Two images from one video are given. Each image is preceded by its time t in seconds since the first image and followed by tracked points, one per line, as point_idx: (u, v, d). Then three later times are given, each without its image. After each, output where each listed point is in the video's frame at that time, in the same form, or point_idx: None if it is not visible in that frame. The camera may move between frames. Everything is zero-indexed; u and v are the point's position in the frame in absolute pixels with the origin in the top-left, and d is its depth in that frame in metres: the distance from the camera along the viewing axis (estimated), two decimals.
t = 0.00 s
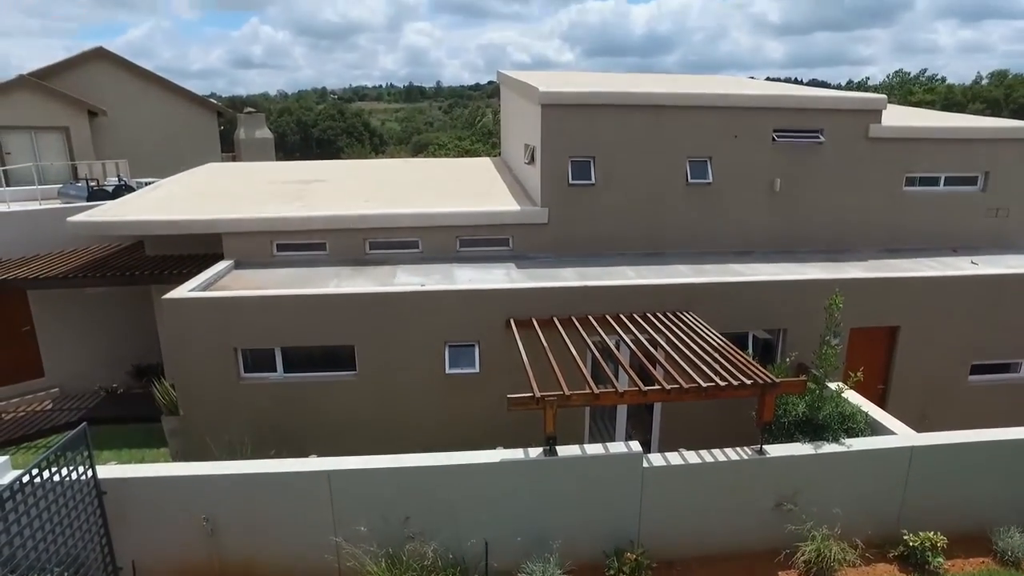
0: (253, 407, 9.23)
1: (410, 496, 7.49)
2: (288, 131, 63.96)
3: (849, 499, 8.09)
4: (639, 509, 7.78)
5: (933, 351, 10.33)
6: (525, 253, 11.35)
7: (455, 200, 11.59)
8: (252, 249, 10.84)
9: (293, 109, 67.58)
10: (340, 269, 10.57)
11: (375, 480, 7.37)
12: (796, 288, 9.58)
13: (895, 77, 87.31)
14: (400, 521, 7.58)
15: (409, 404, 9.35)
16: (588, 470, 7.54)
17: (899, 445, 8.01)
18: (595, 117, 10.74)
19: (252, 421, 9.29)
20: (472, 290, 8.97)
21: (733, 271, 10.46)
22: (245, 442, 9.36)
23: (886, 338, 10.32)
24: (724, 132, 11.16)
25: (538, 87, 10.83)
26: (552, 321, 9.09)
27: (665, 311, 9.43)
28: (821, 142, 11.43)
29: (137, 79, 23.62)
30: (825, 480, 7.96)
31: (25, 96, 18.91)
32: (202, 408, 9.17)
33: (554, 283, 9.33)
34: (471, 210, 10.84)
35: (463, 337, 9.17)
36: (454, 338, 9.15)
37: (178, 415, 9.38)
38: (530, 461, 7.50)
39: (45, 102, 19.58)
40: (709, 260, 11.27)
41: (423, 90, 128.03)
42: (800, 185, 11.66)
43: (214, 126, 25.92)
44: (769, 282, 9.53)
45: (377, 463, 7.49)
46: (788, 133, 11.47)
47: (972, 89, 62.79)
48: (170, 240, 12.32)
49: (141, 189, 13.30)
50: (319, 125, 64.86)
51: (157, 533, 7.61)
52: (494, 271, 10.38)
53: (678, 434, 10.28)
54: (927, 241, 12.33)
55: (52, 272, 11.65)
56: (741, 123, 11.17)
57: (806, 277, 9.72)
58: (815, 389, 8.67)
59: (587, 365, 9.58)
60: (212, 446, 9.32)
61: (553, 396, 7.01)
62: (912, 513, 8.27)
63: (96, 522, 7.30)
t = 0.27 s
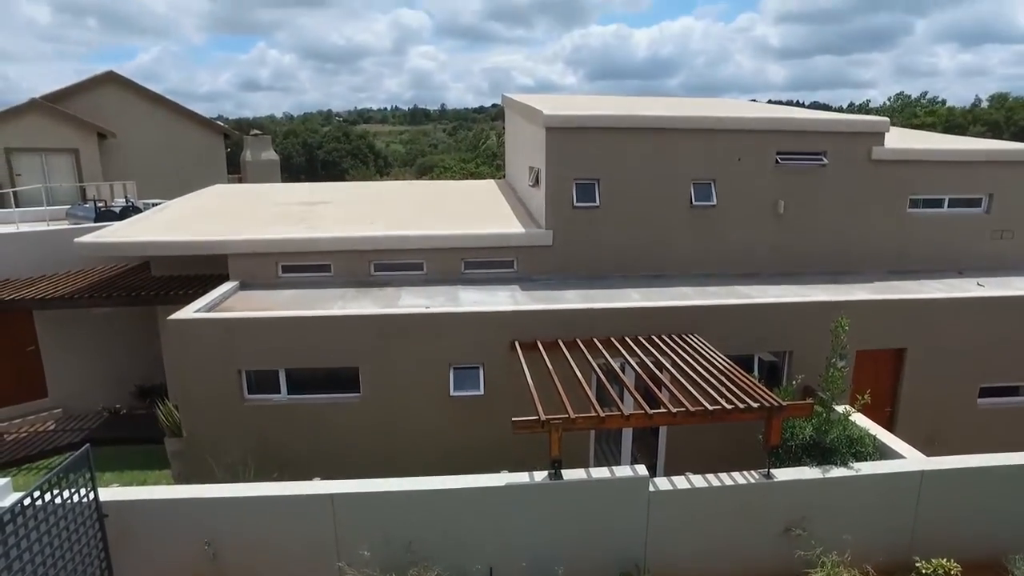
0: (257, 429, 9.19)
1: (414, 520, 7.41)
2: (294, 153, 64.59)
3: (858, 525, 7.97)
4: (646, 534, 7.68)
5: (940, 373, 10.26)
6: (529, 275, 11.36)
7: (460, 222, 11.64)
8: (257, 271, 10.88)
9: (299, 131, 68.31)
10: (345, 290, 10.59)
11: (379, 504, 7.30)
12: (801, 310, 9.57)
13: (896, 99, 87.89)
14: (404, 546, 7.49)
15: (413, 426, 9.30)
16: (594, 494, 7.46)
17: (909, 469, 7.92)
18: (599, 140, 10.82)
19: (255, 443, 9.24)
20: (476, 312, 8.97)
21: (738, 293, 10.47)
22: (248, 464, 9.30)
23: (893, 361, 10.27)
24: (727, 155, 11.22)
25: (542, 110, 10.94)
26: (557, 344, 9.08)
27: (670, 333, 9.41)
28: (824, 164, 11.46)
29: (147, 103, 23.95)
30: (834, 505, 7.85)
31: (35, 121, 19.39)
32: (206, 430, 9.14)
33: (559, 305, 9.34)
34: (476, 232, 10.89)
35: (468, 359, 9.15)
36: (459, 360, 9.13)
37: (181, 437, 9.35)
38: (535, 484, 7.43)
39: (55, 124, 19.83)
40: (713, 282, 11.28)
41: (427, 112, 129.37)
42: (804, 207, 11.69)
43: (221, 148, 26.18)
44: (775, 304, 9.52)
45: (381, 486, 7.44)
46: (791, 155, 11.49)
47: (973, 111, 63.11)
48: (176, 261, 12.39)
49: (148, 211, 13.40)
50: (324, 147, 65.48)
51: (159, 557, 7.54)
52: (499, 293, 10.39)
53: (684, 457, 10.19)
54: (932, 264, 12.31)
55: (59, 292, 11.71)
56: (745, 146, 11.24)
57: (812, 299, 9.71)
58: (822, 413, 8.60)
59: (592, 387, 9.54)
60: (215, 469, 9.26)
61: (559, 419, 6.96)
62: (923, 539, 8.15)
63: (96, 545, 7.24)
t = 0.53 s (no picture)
0: (262, 452, 9.15)
1: (419, 544, 7.31)
2: (301, 175, 65.04)
3: (871, 552, 7.82)
4: (655, 560, 7.55)
5: (951, 396, 10.15)
6: (535, 297, 11.36)
7: (466, 244, 11.67)
8: (264, 292, 10.92)
9: (307, 152, 69.05)
10: (351, 312, 10.62)
11: (385, 527, 7.22)
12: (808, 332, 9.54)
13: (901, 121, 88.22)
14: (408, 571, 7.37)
15: (419, 450, 9.24)
16: (601, 519, 7.36)
17: (921, 494, 7.79)
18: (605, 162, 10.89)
19: (259, 466, 9.19)
20: (482, 334, 8.97)
21: (745, 316, 10.43)
22: (251, 487, 9.23)
23: (903, 383, 10.16)
24: (733, 177, 11.27)
25: (549, 133, 11.02)
26: (563, 366, 9.06)
27: (677, 356, 9.37)
28: (830, 186, 11.47)
29: (157, 125, 24.26)
30: (846, 531, 7.72)
31: (48, 143, 19.73)
32: (210, 452, 9.10)
33: (565, 328, 9.33)
34: (482, 253, 10.92)
35: (474, 382, 9.13)
36: (465, 383, 9.11)
37: (186, 459, 9.30)
38: (543, 508, 7.35)
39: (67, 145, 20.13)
40: (720, 304, 11.24)
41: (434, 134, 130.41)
42: (810, 229, 11.69)
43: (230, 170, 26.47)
44: (782, 326, 9.49)
45: (386, 509, 7.37)
46: (797, 177, 11.49)
47: (978, 132, 63.24)
48: (184, 282, 12.45)
49: (157, 231, 13.52)
50: (331, 168, 65.95)
51: None
52: (505, 315, 10.39)
53: (692, 481, 10.07)
54: (940, 285, 12.26)
55: (67, 312, 11.77)
56: (750, 168, 11.28)
57: (819, 322, 9.66)
58: (832, 436, 8.49)
59: (599, 410, 9.49)
60: (219, 491, 9.20)
61: (565, 443, 6.90)
62: (938, 567, 7.97)
63: (98, 569, 7.14)
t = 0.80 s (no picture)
0: (272, 472, 9.12)
1: (429, 568, 7.21)
2: (314, 195, 65.54)
3: None
4: None
5: (970, 420, 9.97)
6: (547, 318, 11.34)
7: (478, 264, 11.70)
8: (276, 312, 10.99)
9: (320, 172, 69.86)
10: (363, 332, 10.65)
11: (394, 550, 7.14)
12: (823, 354, 9.44)
13: (913, 140, 87.95)
14: None
15: (428, 472, 9.18)
16: (613, 543, 7.23)
17: (942, 520, 7.60)
18: (617, 183, 10.92)
19: (269, 487, 9.16)
20: (494, 355, 8.96)
21: (758, 337, 10.35)
22: (261, 508, 9.19)
23: (920, 407, 10.01)
24: (745, 198, 11.25)
25: (560, 154, 11.08)
26: (575, 388, 9.01)
27: (689, 378, 9.30)
28: (842, 207, 11.43)
29: (174, 147, 24.67)
30: (865, 558, 7.53)
31: (68, 164, 20.14)
32: (221, 472, 9.09)
33: (577, 349, 9.30)
34: (494, 274, 10.93)
35: (485, 403, 9.09)
36: (475, 404, 9.07)
37: (196, 479, 9.29)
38: (554, 532, 7.24)
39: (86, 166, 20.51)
40: (733, 326, 11.17)
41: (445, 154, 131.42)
42: (823, 250, 11.62)
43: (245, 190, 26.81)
44: (795, 347, 9.41)
45: (396, 532, 7.29)
46: (809, 199, 11.51)
47: (992, 152, 62.88)
48: (198, 301, 12.55)
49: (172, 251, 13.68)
50: (344, 189, 66.47)
51: None
52: (516, 336, 10.38)
53: (705, 505, 9.92)
54: (957, 307, 12.11)
55: (82, 330, 11.87)
56: (761, 189, 11.27)
57: (834, 344, 9.56)
58: (849, 461, 8.34)
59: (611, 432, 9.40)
60: (228, 511, 9.16)
61: (577, 465, 6.82)
62: None
63: None
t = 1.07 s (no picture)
0: (289, 488, 9.14)
1: None
2: (332, 212, 66.06)
3: None
4: None
5: (999, 443, 9.71)
6: (564, 335, 11.31)
7: (496, 281, 11.71)
8: (295, 328, 11.08)
9: (339, 189, 70.75)
10: (380, 348, 10.70)
11: (410, 567, 7.08)
12: (845, 373, 9.29)
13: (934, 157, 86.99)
14: None
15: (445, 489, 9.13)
16: (632, 564, 7.09)
17: (974, 546, 7.32)
18: (635, 200, 10.91)
19: (286, 503, 9.16)
20: (511, 372, 8.94)
21: (779, 356, 10.21)
22: (277, 524, 9.19)
23: (948, 429, 9.78)
24: (764, 215, 11.18)
25: (579, 171, 11.10)
26: (592, 405, 8.94)
27: (709, 397, 9.19)
28: (864, 224, 11.30)
29: (196, 165, 25.14)
30: None
31: (94, 181, 20.63)
32: (239, 487, 9.13)
33: (595, 366, 9.25)
34: (513, 291, 10.94)
35: (502, 420, 9.05)
36: (492, 421, 9.04)
37: (214, 493, 9.32)
38: (571, 553, 7.10)
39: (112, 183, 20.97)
40: (753, 344, 11.04)
41: (462, 171, 132.18)
42: (845, 268, 11.48)
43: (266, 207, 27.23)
44: (817, 366, 9.26)
45: (411, 549, 7.22)
46: (829, 216, 11.39)
47: (1016, 168, 61.96)
48: (218, 316, 12.68)
49: (194, 267, 13.89)
50: (362, 206, 66.98)
51: None
52: (534, 353, 10.36)
53: (725, 527, 9.74)
54: (983, 326, 11.87)
55: (105, 344, 12.04)
56: (781, 205, 11.19)
57: (856, 363, 9.40)
58: (873, 483, 8.14)
59: (629, 451, 9.30)
60: (246, 526, 9.17)
61: (595, 484, 6.74)
62: None
63: None
